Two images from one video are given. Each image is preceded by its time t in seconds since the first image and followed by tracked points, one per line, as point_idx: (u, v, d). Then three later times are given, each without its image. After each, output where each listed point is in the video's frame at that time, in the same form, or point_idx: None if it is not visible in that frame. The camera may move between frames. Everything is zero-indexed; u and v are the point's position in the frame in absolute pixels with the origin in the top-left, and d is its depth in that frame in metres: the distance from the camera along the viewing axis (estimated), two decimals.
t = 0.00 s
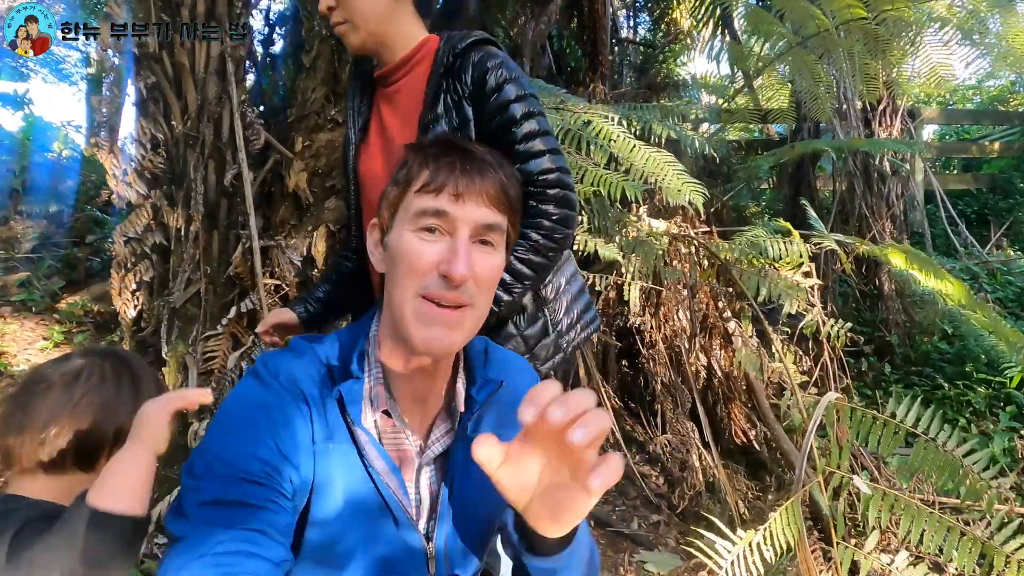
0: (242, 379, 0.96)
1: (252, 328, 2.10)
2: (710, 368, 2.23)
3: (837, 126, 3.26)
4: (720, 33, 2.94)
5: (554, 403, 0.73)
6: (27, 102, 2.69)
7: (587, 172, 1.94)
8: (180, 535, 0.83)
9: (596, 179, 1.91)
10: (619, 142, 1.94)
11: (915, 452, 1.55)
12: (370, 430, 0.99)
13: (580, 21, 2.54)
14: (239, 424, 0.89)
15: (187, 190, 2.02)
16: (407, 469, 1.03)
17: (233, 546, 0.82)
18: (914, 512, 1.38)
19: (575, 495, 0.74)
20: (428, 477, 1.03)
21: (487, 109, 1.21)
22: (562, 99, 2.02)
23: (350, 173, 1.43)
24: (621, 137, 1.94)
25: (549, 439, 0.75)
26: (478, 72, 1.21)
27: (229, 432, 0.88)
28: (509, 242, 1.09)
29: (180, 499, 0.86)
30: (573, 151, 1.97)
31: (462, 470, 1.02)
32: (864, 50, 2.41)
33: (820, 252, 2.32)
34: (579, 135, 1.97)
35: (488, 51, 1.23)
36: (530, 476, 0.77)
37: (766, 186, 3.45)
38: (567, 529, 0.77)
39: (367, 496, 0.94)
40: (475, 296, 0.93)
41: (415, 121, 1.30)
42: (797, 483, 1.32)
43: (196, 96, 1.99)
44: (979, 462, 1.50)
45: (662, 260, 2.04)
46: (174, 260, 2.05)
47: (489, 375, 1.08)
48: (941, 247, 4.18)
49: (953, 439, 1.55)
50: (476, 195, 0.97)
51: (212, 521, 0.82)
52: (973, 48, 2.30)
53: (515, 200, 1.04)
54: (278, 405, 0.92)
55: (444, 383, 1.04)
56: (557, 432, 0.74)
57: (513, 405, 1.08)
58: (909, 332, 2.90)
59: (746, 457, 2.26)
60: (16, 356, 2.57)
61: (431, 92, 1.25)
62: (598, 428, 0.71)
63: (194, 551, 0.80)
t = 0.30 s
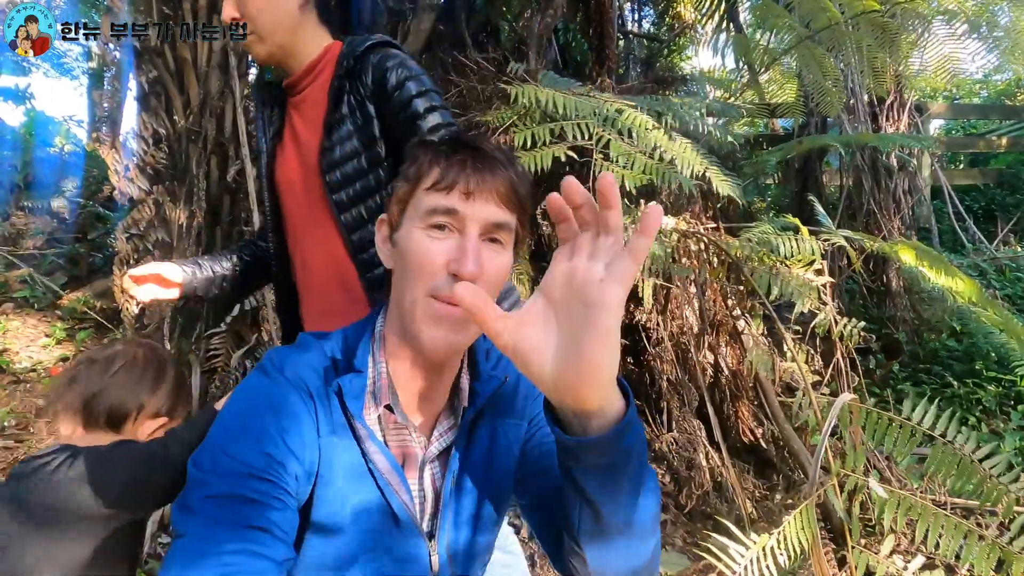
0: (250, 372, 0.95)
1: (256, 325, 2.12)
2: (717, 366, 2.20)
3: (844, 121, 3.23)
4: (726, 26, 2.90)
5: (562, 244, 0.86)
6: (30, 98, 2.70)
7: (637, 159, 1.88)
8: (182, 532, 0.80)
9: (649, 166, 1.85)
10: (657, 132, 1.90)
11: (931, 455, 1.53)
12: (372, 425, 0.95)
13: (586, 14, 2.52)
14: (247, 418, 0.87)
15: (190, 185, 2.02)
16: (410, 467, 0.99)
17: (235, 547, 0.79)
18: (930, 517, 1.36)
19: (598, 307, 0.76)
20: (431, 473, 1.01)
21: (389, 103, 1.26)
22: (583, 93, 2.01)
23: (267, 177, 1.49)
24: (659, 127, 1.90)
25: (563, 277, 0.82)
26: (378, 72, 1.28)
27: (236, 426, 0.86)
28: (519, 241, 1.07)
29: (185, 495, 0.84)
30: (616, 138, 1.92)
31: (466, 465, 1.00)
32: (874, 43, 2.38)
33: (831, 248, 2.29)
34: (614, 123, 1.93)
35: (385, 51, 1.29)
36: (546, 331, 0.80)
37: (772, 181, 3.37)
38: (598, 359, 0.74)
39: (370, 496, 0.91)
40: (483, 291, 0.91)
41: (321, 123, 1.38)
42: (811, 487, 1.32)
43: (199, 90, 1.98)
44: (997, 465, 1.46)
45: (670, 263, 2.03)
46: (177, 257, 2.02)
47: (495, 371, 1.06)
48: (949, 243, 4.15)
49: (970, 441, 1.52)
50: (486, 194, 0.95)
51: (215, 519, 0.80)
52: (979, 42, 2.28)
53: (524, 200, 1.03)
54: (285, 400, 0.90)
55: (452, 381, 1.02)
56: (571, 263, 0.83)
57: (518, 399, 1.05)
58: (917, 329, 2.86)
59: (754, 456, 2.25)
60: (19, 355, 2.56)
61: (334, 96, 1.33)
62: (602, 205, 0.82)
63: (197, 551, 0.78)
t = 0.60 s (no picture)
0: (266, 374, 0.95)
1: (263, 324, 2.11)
2: (725, 364, 2.22)
3: (852, 116, 3.21)
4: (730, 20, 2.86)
5: (597, 266, 0.86)
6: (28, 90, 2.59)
7: (661, 149, 1.87)
8: (195, 537, 0.80)
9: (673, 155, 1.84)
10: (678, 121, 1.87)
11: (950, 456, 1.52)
12: (388, 429, 0.94)
13: (592, 8, 2.49)
14: (257, 422, 0.85)
15: (194, 183, 1.99)
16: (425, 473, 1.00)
17: (244, 554, 0.77)
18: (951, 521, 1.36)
19: (626, 338, 0.75)
20: (446, 481, 0.99)
21: (368, 92, 1.25)
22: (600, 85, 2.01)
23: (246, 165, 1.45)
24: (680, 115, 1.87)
25: (594, 303, 0.82)
26: (358, 62, 1.27)
27: (247, 429, 0.85)
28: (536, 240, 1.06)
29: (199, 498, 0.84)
30: (637, 128, 1.90)
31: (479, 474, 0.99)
32: (883, 36, 2.34)
33: (841, 245, 2.27)
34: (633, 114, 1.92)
35: (365, 40, 1.29)
36: (569, 361, 0.79)
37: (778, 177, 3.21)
38: (620, 394, 0.73)
39: (385, 504, 0.90)
40: (499, 296, 0.89)
41: (299, 112, 1.36)
42: (830, 490, 1.32)
43: (201, 85, 1.98)
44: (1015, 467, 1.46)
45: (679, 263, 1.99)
46: (182, 254, 2.02)
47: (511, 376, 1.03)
48: (956, 239, 4.13)
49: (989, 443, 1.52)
50: (501, 193, 0.94)
51: (224, 525, 0.79)
52: (988, 35, 2.25)
53: (541, 199, 1.02)
54: (298, 403, 0.88)
55: (468, 386, 1.00)
56: (603, 289, 0.82)
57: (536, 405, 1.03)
58: (925, 327, 2.84)
59: (765, 456, 2.27)
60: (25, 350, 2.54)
61: (314, 83, 1.31)
62: (642, 230, 0.82)
63: (208, 557, 0.77)
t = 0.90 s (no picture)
0: (286, 361, 0.95)
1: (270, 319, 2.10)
2: (730, 359, 2.23)
3: (858, 111, 3.20)
4: (735, 14, 2.84)
5: (622, 271, 0.85)
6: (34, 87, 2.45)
7: (648, 152, 1.88)
8: (214, 523, 0.81)
9: (660, 158, 1.85)
10: (669, 123, 1.87)
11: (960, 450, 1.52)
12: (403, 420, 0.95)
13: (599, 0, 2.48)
14: (277, 411, 0.86)
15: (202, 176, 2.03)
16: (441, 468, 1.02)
17: (261, 542, 0.80)
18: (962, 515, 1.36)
19: (652, 351, 0.75)
20: (463, 475, 1.02)
21: (381, 84, 1.27)
22: (596, 84, 2.00)
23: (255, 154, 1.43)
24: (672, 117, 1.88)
25: (619, 311, 0.81)
26: (371, 54, 1.28)
27: (268, 417, 0.86)
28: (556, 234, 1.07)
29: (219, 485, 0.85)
30: (626, 131, 1.91)
31: (491, 470, 0.99)
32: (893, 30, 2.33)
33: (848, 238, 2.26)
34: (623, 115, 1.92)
35: (376, 32, 1.30)
36: (587, 368, 0.78)
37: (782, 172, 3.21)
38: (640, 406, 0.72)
39: (401, 496, 0.91)
40: (520, 288, 0.90)
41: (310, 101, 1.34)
42: (841, 482, 1.34)
43: (209, 80, 1.93)
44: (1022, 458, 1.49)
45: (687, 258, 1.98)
46: (192, 248, 2.05)
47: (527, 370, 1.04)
48: (961, 235, 4.12)
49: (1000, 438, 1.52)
50: (525, 184, 0.95)
51: (243, 512, 0.80)
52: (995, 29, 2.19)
53: (563, 191, 1.04)
54: (318, 392, 0.89)
55: (484, 379, 1.00)
56: (630, 297, 0.82)
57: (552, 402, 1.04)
58: (931, 322, 2.84)
59: (771, 450, 2.29)
60: (34, 344, 2.57)
61: (326, 71, 1.30)
62: (691, 243, 0.84)
63: (227, 544, 0.79)
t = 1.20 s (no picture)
0: (290, 356, 0.95)
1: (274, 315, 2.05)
2: (735, 355, 2.23)
3: (864, 106, 3.19)
4: (740, 8, 2.82)
5: (644, 289, 0.84)
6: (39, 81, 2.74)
7: (670, 145, 1.86)
8: (214, 520, 0.80)
9: (683, 152, 1.84)
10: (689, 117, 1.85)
11: (969, 449, 1.52)
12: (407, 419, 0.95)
13: None
14: (280, 407, 0.86)
15: (208, 172, 2.00)
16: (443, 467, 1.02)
17: (261, 539, 0.79)
18: (971, 513, 1.36)
19: (673, 375, 0.73)
20: (466, 474, 1.02)
21: (369, 78, 1.24)
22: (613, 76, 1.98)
23: (256, 156, 1.45)
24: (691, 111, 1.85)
25: (639, 330, 0.80)
26: (359, 49, 1.25)
27: (272, 412, 0.86)
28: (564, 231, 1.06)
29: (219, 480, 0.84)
30: (647, 123, 1.89)
31: (494, 471, 0.97)
32: (899, 24, 2.30)
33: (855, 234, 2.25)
34: (643, 107, 1.90)
35: (366, 24, 1.27)
36: (602, 386, 0.76)
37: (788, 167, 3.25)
38: (658, 431, 0.70)
39: (403, 493, 0.91)
40: (526, 285, 0.90)
41: (303, 100, 1.34)
42: (848, 479, 1.36)
43: (215, 73, 1.95)
44: None
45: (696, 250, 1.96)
46: (197, 243, 2.04)
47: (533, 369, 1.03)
48: (965, 231, 4.12)
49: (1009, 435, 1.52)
50: (531, 179, 0.95)
51: (245, 509, 0.80)
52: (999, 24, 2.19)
53: (570, 186, 1.03)
54: (322, 388, 0.89)
55: (488, 378, 1.00)
56: (651, 317, 0.81)
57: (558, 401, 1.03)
58: (935, 320, 2.87)
59: (775, 447, 2.34)
60: (39, 339, 2.58)
61: (317, 72, 1.30)
62: (720, 267, 0.83)
63: (225, 541, 0.78)
